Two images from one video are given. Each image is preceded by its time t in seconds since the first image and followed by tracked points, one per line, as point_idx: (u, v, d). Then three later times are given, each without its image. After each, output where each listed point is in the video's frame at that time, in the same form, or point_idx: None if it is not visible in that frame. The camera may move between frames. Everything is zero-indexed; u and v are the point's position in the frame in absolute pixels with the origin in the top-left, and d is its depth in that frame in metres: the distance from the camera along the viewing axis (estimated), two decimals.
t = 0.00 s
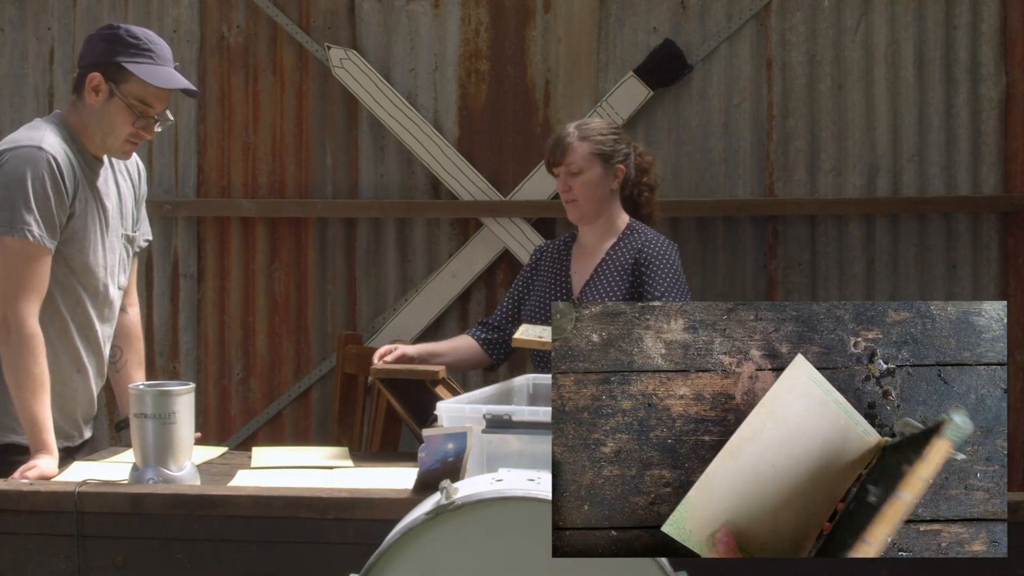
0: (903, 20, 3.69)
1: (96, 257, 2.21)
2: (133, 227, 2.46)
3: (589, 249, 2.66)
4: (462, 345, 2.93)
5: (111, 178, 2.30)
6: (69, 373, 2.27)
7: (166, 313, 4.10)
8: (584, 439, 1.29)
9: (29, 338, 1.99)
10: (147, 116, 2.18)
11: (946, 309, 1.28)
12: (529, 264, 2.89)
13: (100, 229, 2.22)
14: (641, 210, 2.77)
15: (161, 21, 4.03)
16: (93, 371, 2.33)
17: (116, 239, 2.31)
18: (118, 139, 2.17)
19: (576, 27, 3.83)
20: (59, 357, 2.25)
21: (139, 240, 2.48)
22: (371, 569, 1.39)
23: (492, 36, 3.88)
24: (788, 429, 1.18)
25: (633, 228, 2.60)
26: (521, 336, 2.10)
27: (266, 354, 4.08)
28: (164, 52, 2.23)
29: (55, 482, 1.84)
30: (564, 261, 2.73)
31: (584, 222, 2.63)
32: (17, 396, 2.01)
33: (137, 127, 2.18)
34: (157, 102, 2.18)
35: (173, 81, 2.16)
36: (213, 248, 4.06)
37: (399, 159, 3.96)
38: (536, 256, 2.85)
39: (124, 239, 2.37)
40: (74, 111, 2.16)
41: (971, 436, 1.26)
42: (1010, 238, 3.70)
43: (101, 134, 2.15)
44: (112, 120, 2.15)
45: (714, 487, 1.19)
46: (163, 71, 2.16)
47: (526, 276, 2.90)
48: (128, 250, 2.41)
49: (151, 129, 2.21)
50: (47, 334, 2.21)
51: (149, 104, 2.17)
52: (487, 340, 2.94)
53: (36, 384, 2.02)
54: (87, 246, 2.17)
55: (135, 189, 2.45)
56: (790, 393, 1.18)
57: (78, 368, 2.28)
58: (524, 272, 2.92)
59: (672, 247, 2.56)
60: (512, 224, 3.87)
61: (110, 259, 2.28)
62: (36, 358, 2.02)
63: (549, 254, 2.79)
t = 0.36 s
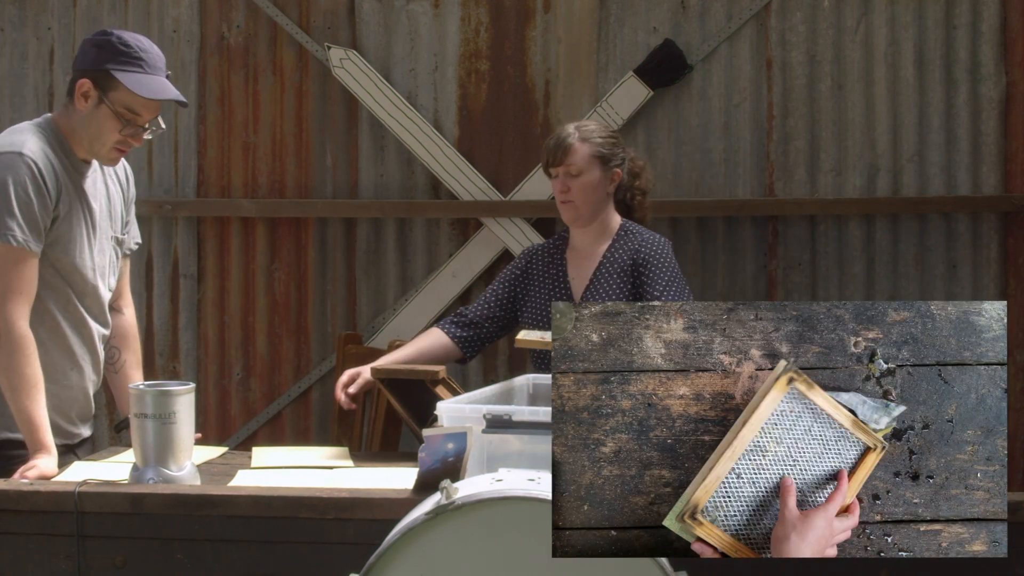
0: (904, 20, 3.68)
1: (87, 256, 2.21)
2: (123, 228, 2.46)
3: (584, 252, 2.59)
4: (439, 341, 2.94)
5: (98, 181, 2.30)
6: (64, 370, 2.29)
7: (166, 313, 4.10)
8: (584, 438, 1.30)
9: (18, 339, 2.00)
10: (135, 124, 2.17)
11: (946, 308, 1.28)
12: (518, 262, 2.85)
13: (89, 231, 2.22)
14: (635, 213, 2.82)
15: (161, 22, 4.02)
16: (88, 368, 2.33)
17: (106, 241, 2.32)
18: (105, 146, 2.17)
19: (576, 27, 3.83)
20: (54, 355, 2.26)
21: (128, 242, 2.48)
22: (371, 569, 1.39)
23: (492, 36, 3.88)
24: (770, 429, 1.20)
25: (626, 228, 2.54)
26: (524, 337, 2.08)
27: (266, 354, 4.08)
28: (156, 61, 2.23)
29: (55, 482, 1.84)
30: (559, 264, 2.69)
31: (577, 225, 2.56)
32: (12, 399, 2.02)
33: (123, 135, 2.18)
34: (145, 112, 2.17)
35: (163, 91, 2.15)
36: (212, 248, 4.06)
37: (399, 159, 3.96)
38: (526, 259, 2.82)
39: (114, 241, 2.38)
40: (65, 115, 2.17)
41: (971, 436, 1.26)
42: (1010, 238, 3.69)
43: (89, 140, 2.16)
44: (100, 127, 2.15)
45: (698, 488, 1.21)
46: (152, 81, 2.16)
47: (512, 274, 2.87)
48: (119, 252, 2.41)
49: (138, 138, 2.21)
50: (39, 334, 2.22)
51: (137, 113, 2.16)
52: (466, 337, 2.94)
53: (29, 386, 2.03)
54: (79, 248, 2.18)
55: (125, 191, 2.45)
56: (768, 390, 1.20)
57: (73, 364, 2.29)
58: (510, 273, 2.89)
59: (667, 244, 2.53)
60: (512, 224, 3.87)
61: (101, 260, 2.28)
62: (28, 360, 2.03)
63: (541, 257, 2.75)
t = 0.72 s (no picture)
0: (904, 20, 3.68)
1: (52, 247, 2.34)
2: (110, 226, 2.57)
3: (576, 256, 2.60)
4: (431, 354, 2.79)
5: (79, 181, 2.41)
6: (50, 359, 2.40)
7: (166, 313, 4.11)
8: (584, 438, 1.30)
9: None
10: (106, 122, 2.25)
11: (946, 308, 1.28)
12: (510, 267, 2.79)
13: (56, 227, 2.34)
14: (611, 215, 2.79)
15: (161, 22, 4.02)
16: (69, 358, 2.45)
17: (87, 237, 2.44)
18: (78, 143, 2.26)
19: (576, 27, 3.82)
20: (44, 345, 2.38)
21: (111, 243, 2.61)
22: (371, 568, 1.39)
23: (492, 36, 3.88)
24: (768, 424, 1.25)
25: (614, 230, 2.59)
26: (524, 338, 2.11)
27: (265, 354, 4.08)
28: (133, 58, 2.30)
29: (54, 482, 1.84)
30: (550, 270, 2.66)
31: (565, 230, 2.55)
32: None
33: (97, 131, 2.25)
34: (116, 110, 2.23)
35: (130, 88, 2.21)
36: (213, 248, 4.06)
37: (399, 159, 3.96)
38: (517, 264, 2.77)
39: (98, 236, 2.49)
40: (44, 113, 2.29)
41: (971, 436, 1.26)
42: (1010, 238, 3.68)
43: (64, 137, 2.26)
44: (72, 124, 2.24)
45: (698, 475, 1.25)
46: (126, 77, 2.23)
47: (504, 279, 2.80)
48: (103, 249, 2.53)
49: (110, 135, 2.28)
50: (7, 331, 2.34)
51: (108, 110, 2.23)
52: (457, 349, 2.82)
53: None
54: (43, 241, 2.32)
55: (112, 190, 2.58)
56: (763, 385, 1.25)
57: (60, 355, 2.42)
58: (499, 278, 2.82)
59: (657, 242, 2.58)
60: (512, 224, 3.87)
61: (73, 253, 2.40)
62: None
63: (532, 263, 2.72)
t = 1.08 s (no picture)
0: (904, 20, 3.68)
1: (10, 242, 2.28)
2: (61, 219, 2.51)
3: (575, 255, 2.56)
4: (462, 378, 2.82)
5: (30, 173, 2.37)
6: (18, 359, 2.34)
7: (166, 313, 4.11)
8: (584, 438, 1.30)
9: None
10: (73, 99, 2.28)
11: (946, 308, 1.28)
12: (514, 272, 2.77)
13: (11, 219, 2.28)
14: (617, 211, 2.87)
15: (161, 22, 4.02)
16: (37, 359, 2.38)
17: (37, 229, 2.37)
18: (44, 127, 2.26)
19: (576, 27, 3.83)
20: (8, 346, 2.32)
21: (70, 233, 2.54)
22: (371, 568, 1.39)
23: (492, 36, 3.88)
24: (768, 424, 1.25)
25: (615, 229, 2.56)
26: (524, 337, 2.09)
27: (265, 354, 4.09)
28: (86, 35, 2.33)
29: (54, 482, 1.84)
30: (550, 267, 2.62)
31: (566, 228, 2.56)
32: None
33: (64, 111, 2.27)
34: (81, 84, 2.27)
35: (97, 61, 2.25)
36: (213, 248, 4.06)
37: (399, 159, 3.96)
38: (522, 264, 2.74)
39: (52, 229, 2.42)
40: None
41: (971, 436, 1.26)
42: (1010, 238, 3.68)
43: (26, 122, 2.24)
44: (37, 108, 2.24)
45: (699, 474, 1.26)
46: (89, 52, 2.27)
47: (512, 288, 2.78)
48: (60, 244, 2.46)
49: (77, 113, 2.30)
50: None
51: (73, 87, 2.27)
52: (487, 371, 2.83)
53: None
54: None
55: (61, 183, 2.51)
56: (762, 385, 1.26)
57: (27, 355, 2.36)
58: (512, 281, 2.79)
59: (658, 244, 2.55)
60: (512, 224, 3.86)
61: (31, 248, 2.35)
62: None
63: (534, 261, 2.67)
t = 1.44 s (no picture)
0: (903, 20, 3.67)
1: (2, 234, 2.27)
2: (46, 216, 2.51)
3: (569, 251, 2.65)
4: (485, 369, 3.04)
5: (16, 167, 2.37)
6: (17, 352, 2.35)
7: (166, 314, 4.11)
8: (584, 438, 1.30)
9: None
10: (65, 83, 2.32)
11: (946, 309, 1.28)
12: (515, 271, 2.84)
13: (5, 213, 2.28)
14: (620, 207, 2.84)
15: (161, 22, 4.02)
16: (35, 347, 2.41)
17: (29, 223, 2.39)
18: (38, 111, 2.30)
19: (576, 27, 3.82)
20: (9, 337, 2.33)
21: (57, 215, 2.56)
22: (371, 569, 1.39)
23: (492, 36, 3.88)
24: (781, 410, 1.22)
25: (610, 230, 2.60)
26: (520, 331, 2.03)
27: (265, 354, 4.09)
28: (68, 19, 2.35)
29: (55, 482, 1.84)
30: (547, 265, 2.71)
31: (562, 229, 2.63)
32: None
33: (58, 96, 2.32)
34: (71, 68, 2.32)
35: (85, 44, 2.31)
36: (213, 247, 4.07)
37: (399, 159, 3.96)
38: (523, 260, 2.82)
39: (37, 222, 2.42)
40: None
41: (971, 436, 1.26)
42: (1010, 238, 3.67)
43: (19, 110, 2.29)
44: (32, 94, 2.28)
45: (732, 480, 1.23)
46: (79, 37, 2.31)
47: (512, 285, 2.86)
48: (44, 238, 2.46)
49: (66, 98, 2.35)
50: None
51: (65, 71, 2.31)
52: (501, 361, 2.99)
53: None
54: None
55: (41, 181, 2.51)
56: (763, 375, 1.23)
57: (27, 344, 2.37)
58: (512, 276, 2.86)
59: (650, 247, 2.57)
60: (512, 224, 3.86)
61: (23, 241, 2.35)
62: None
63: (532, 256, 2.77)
